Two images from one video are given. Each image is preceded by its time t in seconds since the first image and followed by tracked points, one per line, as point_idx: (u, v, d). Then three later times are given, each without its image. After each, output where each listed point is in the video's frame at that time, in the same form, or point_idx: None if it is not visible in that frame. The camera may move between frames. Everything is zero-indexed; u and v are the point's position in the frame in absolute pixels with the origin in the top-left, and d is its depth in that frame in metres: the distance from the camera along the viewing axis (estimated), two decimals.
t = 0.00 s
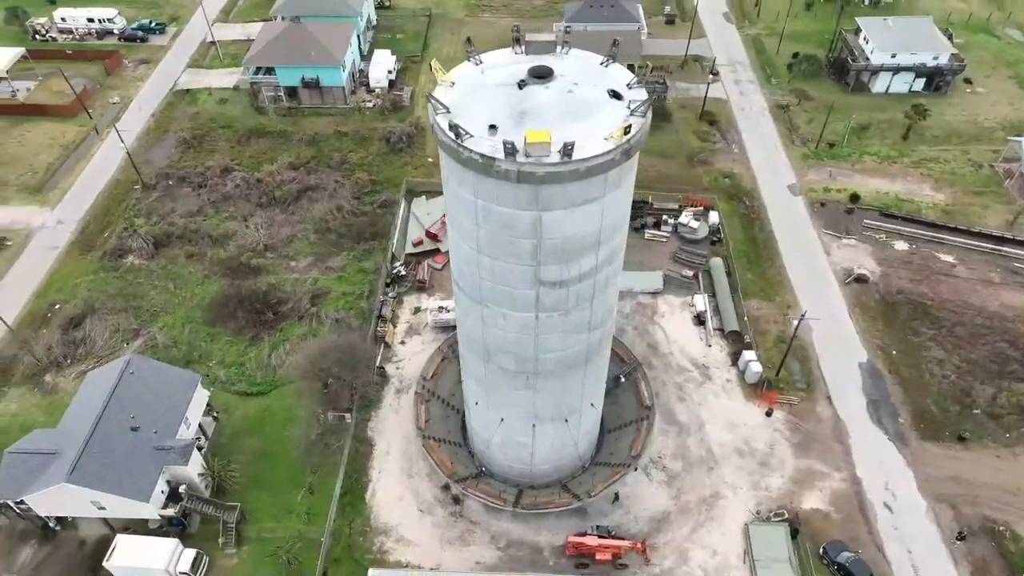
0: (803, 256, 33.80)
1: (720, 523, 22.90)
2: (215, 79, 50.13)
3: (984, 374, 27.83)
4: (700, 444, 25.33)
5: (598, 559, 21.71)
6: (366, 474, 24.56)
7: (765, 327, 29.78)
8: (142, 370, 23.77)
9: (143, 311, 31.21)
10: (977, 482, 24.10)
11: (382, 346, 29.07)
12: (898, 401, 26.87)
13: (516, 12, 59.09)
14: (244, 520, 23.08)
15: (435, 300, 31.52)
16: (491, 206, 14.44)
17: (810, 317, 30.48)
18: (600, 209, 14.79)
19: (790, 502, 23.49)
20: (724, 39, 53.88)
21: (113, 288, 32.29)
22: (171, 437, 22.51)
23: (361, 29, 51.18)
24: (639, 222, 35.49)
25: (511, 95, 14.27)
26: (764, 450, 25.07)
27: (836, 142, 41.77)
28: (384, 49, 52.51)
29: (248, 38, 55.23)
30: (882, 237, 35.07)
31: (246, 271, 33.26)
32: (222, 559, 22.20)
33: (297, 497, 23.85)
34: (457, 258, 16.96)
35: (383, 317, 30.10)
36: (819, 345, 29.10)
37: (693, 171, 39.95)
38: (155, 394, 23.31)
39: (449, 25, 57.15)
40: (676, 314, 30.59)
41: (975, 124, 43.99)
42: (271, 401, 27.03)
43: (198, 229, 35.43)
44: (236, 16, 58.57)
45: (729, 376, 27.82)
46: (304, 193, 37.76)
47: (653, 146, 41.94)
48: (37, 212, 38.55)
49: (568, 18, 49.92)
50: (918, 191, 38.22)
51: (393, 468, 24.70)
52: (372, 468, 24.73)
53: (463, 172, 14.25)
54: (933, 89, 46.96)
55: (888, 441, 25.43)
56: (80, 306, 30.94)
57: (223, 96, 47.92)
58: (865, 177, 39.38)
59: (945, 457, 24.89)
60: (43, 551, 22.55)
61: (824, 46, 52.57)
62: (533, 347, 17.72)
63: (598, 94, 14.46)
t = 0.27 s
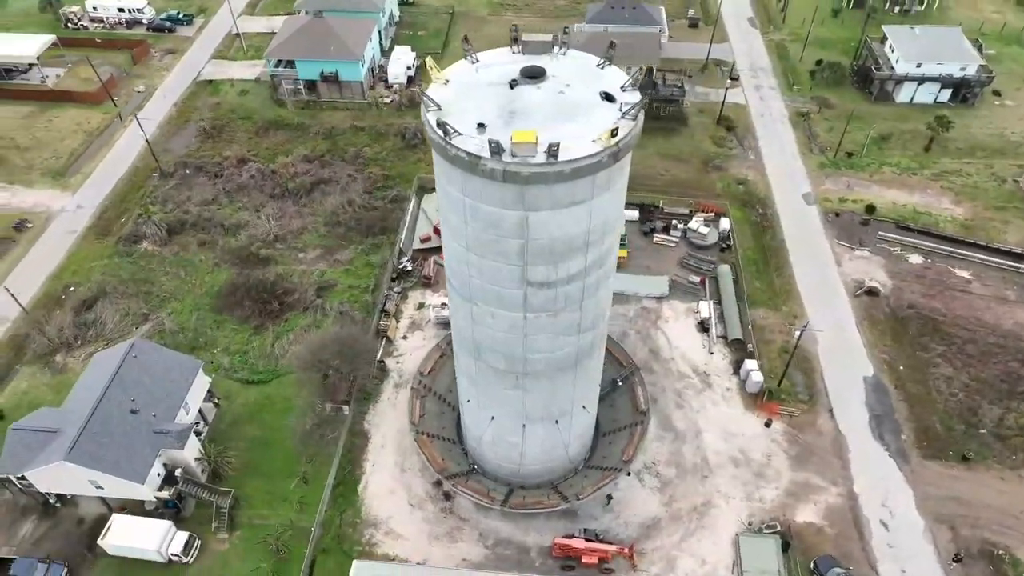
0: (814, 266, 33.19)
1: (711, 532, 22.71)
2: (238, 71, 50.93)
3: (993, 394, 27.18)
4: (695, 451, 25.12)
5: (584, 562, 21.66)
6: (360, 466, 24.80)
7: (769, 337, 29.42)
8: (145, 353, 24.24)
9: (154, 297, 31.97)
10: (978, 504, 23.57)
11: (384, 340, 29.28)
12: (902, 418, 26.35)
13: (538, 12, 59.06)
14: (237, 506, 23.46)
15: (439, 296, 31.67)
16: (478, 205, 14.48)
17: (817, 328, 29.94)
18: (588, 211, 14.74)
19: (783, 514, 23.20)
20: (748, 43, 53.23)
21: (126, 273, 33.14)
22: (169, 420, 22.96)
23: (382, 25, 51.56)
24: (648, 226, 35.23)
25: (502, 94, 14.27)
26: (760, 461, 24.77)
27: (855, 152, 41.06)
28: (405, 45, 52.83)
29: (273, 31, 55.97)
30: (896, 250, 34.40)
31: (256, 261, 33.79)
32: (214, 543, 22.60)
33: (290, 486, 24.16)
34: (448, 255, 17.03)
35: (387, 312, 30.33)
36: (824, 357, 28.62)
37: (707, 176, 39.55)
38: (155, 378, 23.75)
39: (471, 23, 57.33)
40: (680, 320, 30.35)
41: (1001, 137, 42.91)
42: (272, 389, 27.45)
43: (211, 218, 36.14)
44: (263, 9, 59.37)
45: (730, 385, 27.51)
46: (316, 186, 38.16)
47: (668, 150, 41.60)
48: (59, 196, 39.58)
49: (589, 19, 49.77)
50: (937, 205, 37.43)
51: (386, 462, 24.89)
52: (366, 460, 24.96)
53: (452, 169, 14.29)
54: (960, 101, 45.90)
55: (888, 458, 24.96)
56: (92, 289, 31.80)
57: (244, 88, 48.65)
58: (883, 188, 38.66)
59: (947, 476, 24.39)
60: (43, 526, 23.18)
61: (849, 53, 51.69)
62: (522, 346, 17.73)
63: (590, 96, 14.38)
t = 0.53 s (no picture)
0: (823, 274, 32.69)
1: (704, 539, 22.56)
2: (257, 65, 51.53)
3: (1002, 410, 26.64)
4: (692, 457, 24.94)
5: (575, 564, 21.65)
6: (357, 460, 25.01)
7: (773, 344, 29.10)
8: (149, 341, 24.59)
9: (163, 286, 32.53)
10: (979, 522, 23.14)
11: (387, 336, 29.46)
12: (906, 431, 25.94)
13: (557, 12, 58.97)
14: (234, 495, 23.82)
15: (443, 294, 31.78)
16: (470, 203, 14.49)
17: (823, 337, 29.53)
18: (581, 212, 14.65)
19: (778, 524, 22.97)
20: (767, 47, 52.67)
21: (137, 262, 33.77)
22: (169, 408, 23.33)
23: (400, 22, 51.81)
24: (657, 230, 34.96)
25: (497, 93, 14.28)
26: (758, 469, 24.54)
27: (871, 161, 40.46)
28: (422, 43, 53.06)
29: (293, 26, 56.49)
30: (909, 261, 33.81)
31: (265, 254, 34.20)
32: (210, 530, 22.95)
33: (287, 477, 24.45)
34: (443, 253, 17.06)
35: (391, 308, 30.51)
36: (829, 367, 28.26)
37: (719, 181, 39.21)
38: (157, 365, 24.09)
39: (489, 22, 57.45)
40: (684, 325, 30.13)
41: None
42: (274, 381, 27.82)
43: (223, 210, 36.68)
44: (284, 4, 59.96)
45: (731, 392, 27.25)
46: (328, 180, 38.47)
47: (681, 153, 41.30)
48: (77, 184, 40.46)
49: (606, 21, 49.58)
50: (953, 216, 36.76)
51: (383, 457, 25.08)
52: (363, 454, 25.16)
53: (445, 167, 14.33)
54: (982, 110, 45.02)
55: (889, 471, 24.60)
56: (104, 276, 32.45)
57: (262, 82, 49.19)
58: (898, 198, 38.04)
59: (949, 492, 23.98)
60: (46, 507, 23.68)
61: (870, 60, 50.95)
62: (515, 346, 17.71)
63: (585, 97, 14.32)
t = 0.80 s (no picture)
0: (842, 291, 31.87)
1: (693, 552, 22.29)
2: (292, 55, 52.48)
3: (1018, 442, 25.65)
4: (689, 468, 24.62)
5: (560, 567, 21.66)
6: (355, 449, 25.38)
7: (783, 359, 28.52)
8: (161, 320, 25.48)
9: (184, 266, 33.50)
10: (982, 555, 22.38)
11: (395, 328, 29.73)
12: (914, 457, 25.19)
13: (593, 13, 58.69)
14: (233, 475, 24.45)
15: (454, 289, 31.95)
16: (461, 201, 14.55)
17: (836, 355, 28.83)
18: (571, 214, 14.58)
19: (771, 542, 22.58)
20: (804, 57, 51.60)
21: (161, 242, 34.86)
22: (175, 385, 24.10)
23: (434, 19, 52.26)
24: (674, 237, 34.50)
25: (492, 92, 14.33)
26: (755, 485, 24.13)
27: (903, 178, 39.32)
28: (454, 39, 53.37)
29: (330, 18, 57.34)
30: (933, 282, 32.74)
31: (284, 241, 34.89)
32: (208, 507, 23.62)
33: (286, 461, 24.95)
34: (439, 249, 17.17)
35: (401, 300, 30.78)
36: (839, 386, 27.57)
37: (743, 190, 38.51)
38: (167, 344, 24.94)
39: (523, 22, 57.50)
40: (693, 334, 29.76)
41: None
42: (282, 365, 28.35)
43: (248, 196, 37.55)
44: None
45: (735, 405, 26.81)
46: (350, 171, 38.98)
47: (706, 160, 40.66)
48: (112, 164, 41.91)
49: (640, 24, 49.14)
50: (985, 239, 35.50)
51: (381, 447, 25.41)
52: (360, 443, 25.56)
53: (437, 164, 14.43)
54: None
55: (892, 497, 23.95)
56: (128, 254, 33.57)
57: (296, 72, 50.07)
58: (928, 217, 36.89)
59: (953, 523, 23.23)
60: (54, 474, 24.68)
61: (911, 74, 49.48)
62: (505, 346, 17.74)
63: (580, 99, 14.25)
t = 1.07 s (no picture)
0: (855, 305, 31.21)
1: (683, 562, 22.10)
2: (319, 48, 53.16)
3: None
4: (685, 477, 24.38)
5: (547, 569, 21.65)
6: (353, 441, 25.68)
7: (790, 371, 28.05)
8: (171, 303, 26.09)
9: (200, 253, 34.35)
10: None
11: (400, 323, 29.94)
12: (918, 477, 24.61)
13: (621, 15, 58.40)
14: (233, 459, 24.92)
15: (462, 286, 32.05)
16: (453, 199, 14.62)
17: (845, 370, 28.27)
18: (562, 216, 14.53)
19: (763, 557, 22.28)
20: (833, 65, 50.68)
21: (179, 228, 35.80)
22: (181, 368, 24.63)
23: (460, 17, 52.47)
24: (686, 243, 34.14)
25: (488, 91, 14.34)
26: (751, 497, 23.81)
27: (927, 192, 38.37)
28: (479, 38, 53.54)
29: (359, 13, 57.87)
30: (951, 300, 31.86)
31: (298, 232, 35.39)
32: (206, 490, 24.13)
33: (285, 448, 25.35)
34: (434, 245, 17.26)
35: (409, 295, 30.98)
36: (845, 401, 27.03)
37: (760, 198, 37.93)
38: (175, 327, 25.50)
39: (550, 22, 57.45)
40: (699, 341, 29.45)
41: None
42: (288, 354, 28.78)
43: (266, 186, 38.20)
44: None
45: (737, 415, 26.44)
46: (368, 165, 39.33)
47: (725, 166, 40.15)
48: (138, 151, 43.13)
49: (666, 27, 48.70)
50: (1010, 258, 34.46)
51: (379, 440, 25.67)
52: (359, 435, 25.84)
53: (431, 161, 14.50)
54: None
55: (892, 517, 23.45)
56: (146, 239, 34.62)
57: (321, 66, 50.69)
58: (951, 233, 35.94)
59: (954, 547, 22.67)
60: (63, 449, 25.61)
61: (944, 87, 48.25)
62: (497, 345, 17.78)
63: (576, 101, 14.19)
